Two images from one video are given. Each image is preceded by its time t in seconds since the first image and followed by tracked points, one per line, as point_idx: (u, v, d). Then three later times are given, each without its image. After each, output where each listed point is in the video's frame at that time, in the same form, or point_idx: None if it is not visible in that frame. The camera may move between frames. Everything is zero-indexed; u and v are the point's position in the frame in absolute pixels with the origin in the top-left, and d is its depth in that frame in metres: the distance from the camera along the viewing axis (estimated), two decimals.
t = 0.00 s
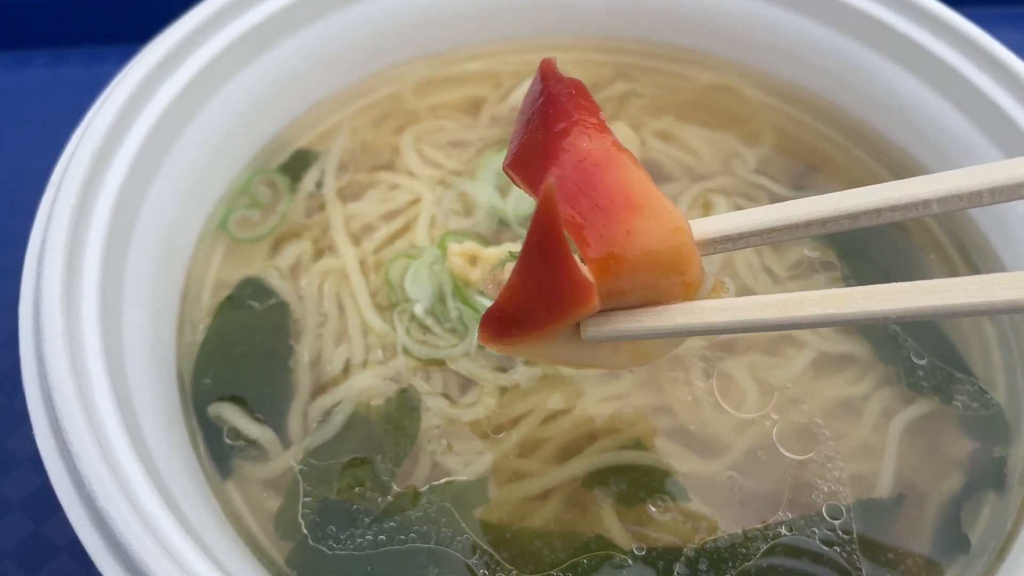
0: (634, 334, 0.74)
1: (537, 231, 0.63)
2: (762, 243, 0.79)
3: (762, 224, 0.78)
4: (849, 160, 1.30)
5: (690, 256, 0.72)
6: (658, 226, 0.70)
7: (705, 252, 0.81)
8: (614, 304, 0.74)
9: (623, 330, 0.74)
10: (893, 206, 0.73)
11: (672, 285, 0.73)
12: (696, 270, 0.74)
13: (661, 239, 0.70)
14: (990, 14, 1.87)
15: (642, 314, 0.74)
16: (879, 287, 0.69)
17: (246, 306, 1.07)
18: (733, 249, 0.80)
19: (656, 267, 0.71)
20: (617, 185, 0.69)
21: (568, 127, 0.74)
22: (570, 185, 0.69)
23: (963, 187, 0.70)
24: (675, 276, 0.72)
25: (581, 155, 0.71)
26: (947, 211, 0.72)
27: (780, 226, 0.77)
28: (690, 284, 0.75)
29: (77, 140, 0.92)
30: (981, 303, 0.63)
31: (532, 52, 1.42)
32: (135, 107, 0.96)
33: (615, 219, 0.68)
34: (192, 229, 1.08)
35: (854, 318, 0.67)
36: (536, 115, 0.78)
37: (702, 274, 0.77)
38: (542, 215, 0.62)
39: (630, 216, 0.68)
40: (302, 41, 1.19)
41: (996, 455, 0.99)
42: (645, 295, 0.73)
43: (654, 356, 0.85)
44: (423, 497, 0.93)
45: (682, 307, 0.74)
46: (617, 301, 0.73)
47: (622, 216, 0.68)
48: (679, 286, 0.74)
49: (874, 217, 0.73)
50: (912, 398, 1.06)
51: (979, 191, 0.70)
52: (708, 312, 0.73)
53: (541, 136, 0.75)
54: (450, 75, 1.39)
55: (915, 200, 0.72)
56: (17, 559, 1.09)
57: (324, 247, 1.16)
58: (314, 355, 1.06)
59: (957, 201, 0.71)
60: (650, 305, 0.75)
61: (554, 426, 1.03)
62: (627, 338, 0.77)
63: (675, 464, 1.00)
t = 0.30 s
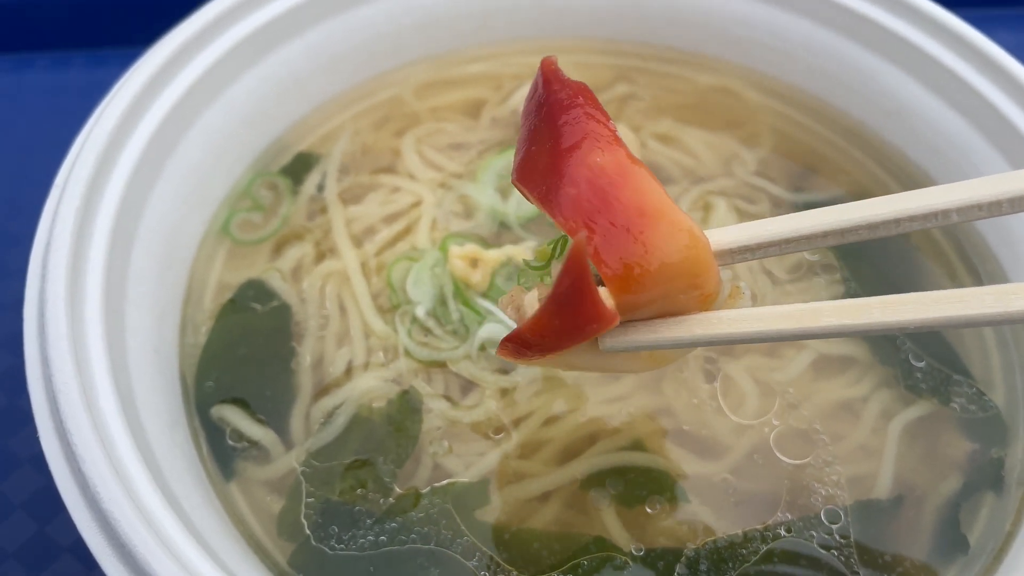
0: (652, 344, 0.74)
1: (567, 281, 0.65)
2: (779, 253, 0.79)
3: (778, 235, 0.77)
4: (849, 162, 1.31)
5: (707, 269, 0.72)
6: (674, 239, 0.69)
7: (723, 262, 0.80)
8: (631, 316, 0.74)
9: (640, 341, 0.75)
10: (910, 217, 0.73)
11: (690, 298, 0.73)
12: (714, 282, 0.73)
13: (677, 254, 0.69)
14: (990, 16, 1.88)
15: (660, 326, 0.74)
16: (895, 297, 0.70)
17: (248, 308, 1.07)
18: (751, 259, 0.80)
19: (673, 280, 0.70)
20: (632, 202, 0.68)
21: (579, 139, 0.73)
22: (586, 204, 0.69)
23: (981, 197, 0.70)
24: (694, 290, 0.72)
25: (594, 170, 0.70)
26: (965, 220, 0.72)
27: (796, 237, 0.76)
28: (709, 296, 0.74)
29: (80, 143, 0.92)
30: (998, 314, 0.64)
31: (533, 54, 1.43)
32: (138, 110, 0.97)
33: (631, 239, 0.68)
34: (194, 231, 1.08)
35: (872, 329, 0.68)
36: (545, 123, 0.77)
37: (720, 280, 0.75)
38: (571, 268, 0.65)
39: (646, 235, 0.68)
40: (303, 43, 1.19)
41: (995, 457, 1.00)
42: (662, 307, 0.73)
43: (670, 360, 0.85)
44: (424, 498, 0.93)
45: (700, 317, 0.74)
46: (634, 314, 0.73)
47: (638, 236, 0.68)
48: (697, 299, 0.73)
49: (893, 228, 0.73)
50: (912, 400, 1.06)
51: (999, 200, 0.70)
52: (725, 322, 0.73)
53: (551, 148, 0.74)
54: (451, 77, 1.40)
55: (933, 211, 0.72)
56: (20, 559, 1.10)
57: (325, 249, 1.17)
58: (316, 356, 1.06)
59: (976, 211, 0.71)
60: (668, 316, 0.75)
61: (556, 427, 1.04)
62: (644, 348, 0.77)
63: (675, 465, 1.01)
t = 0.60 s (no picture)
0: (665, 343, 0.74)
1: (584, 292, 0.66)
2: (792, 251, 0.78)
3: (792, 233, 0.77)
4: (849, 161, 1.31)
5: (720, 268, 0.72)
6: (686, 240, 0.69)
7: (735, 260, 0.79)
8: (643, 316, 0.74)
9: (652, 340, 0.75)
10: (924, 215, 0.73)
11: (703, 297, 0.73)
12: (726, 281, 0.74)
13: (690, 256, 0.69)
14: (989, 14, 1.88)
15: (674, 325, 0.74)
16: (904, 296, 0.70)
17: (247, 307, 1.07)
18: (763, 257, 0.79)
19: (685, 281, 0.70)
20: (644, 203, 0.68)
21: (588, 137, 0.71)
22: (597, 205, 0.68)
23: (995, 196, 0.71)
24: (706, 290, 0.72)
25: (605, 170, 0.69)
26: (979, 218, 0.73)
27: (809, 235, 0.76)
28: (721, 295, 0.74)
29: (79, 141, 0.92)
30: (1012, 312, 0.65)
31: (532, 54, 1.43)
32: (138, 108, 0.97)
33: (644, 242, 0.67)
34: (194, 230, 1.08)
35: (885, 327, 0.69)
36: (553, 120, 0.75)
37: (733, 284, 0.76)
38: (588, 279, 0.66)
39: (659, 237, 0.68)
40: (302, 43, 1.19)
41: (995, 455, 1.00)
42: (674, 307, 0.73)
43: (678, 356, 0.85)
44: (424, 497, 0.93)
45: (712, 316, 0.74)
46: (646, 314, 0.73)
47: (650, 239, 0.67)
48: (709, 298, 0.73)
49: (906, 225, 0.73)
50: (912, 398, 1.06)
51: (1011, 199, 0.71)
52: (738, 321, 0.73)
53: (559, 147, 0.73)
54: (450, 76, 1.40)
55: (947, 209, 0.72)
56: (20, 559, 1.09)
57: (325, 248, 1.17)
58: (315, 355, 1.06)
59: (989, 209, 0.72)
60: (679, 315, 0.75)
61: (556, 425, 1.04)
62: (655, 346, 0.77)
63: (676, 464, 1.01)
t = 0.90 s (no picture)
0: (669, 344, 0.75)
1: (592, 307, 0.67)
2: (798, 252, 0.78)
3: (798, 232, 0.77)
4: (848, 161, 1.31)
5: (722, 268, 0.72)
6: (688, 241, 0.69)
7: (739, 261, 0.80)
8: (648, 318, 0.75)
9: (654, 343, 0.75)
10: (930, 215, 0.73)
11: (707, 298, 0.73)
12: (729, 281, 0.74)
13: (693, 257, 0.70)
14: (988, 14, 1.88)
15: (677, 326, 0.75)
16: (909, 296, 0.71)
17: (248, 307, 1.07)
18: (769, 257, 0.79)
19: (687, 282, 0.70)
20: (647, 205, 0.68)
21: (589, 139, 0.71)
22: (600, 208, 0.68)
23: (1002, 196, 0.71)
24: (709, 290, 0.73)
25: (607, 174, 0.69)
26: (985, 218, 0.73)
27: (815, 234, 0.76)
28: (724, 295, 0.74)
29: (80, 141, 0.92)
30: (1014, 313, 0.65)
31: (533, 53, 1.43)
32: (139, 108, 0.97)
33: (648, 246, 0.68)
34: (194, 230, 1.08)
35: (888, 327, 0.69)
36: (552, 121, 0.75)
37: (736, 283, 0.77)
38: (598, 296, 0.67)
39: (662, 240, 0.68)
40: (303, 43, 1.19)
41: (996, 454, 1.00)
42: (678, 308, 0.73)
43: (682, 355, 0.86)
44: (425, 496, 0.93)
45: (716, 316, 0.74)
46: (651, 317, 0.74)
47: (654, 242, 0.68)
48: (713, 299, 0.74)
49: (912, 225, 0.73)
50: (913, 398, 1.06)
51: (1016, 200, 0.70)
52: (741, 321, 0.73)
53: (560, 148, 0.72)
54: (451, 75, 1.40)
55: (951, 209, 0.72)
56: (20, 558, 1.09)
57: (325, 248, 1.17)
58: (316, 354, 1.06)
59: (994, 208, 0.72)
60: (684, 316, 0.75)
61: (556, 424, 1.04)
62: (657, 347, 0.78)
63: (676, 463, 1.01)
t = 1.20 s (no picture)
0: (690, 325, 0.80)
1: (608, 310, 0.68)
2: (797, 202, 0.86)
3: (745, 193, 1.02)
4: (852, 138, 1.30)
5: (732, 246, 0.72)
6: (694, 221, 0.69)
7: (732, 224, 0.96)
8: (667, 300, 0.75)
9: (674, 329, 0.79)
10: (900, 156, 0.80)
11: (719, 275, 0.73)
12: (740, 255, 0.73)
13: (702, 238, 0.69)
14: None
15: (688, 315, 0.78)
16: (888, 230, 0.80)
17: (248, 295, 1.05)
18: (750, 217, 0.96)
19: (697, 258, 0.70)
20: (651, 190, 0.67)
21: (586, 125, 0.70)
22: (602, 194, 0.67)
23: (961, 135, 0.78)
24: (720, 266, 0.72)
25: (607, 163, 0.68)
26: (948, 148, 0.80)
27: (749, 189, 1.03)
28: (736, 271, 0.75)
29: (75, 124, 0.89)
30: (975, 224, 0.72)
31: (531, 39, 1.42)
32: (135, 92, 0.94)
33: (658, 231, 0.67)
34: (191, 219, 1.06)
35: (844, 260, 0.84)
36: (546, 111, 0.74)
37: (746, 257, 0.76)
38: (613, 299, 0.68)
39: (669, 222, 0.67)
40: (299, 29, 1.17)
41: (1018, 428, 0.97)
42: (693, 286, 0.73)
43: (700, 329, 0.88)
44: (432, 483, 0.91)
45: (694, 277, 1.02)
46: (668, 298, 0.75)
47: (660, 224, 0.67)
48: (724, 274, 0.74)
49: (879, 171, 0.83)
50: (928, 372, 1.03)
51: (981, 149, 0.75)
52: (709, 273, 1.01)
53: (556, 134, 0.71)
54: (448, 62, 1.39)
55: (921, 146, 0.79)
56: (20, 557, 1.07)
57: (327, 233, 1.16)
58: (319, 340, 1.05)
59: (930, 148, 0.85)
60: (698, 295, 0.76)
61: (564, 407, 1.04)
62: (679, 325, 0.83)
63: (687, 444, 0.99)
